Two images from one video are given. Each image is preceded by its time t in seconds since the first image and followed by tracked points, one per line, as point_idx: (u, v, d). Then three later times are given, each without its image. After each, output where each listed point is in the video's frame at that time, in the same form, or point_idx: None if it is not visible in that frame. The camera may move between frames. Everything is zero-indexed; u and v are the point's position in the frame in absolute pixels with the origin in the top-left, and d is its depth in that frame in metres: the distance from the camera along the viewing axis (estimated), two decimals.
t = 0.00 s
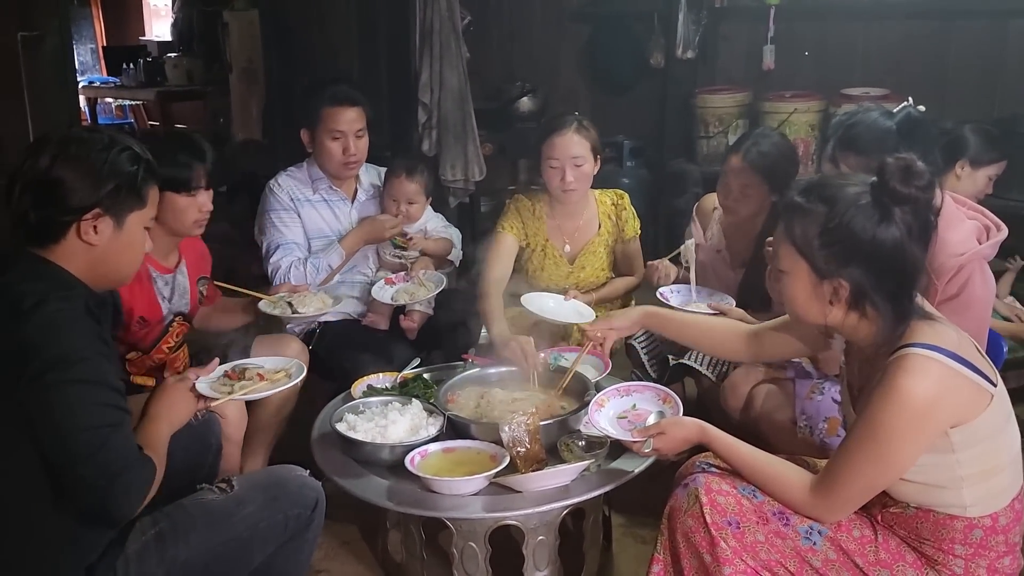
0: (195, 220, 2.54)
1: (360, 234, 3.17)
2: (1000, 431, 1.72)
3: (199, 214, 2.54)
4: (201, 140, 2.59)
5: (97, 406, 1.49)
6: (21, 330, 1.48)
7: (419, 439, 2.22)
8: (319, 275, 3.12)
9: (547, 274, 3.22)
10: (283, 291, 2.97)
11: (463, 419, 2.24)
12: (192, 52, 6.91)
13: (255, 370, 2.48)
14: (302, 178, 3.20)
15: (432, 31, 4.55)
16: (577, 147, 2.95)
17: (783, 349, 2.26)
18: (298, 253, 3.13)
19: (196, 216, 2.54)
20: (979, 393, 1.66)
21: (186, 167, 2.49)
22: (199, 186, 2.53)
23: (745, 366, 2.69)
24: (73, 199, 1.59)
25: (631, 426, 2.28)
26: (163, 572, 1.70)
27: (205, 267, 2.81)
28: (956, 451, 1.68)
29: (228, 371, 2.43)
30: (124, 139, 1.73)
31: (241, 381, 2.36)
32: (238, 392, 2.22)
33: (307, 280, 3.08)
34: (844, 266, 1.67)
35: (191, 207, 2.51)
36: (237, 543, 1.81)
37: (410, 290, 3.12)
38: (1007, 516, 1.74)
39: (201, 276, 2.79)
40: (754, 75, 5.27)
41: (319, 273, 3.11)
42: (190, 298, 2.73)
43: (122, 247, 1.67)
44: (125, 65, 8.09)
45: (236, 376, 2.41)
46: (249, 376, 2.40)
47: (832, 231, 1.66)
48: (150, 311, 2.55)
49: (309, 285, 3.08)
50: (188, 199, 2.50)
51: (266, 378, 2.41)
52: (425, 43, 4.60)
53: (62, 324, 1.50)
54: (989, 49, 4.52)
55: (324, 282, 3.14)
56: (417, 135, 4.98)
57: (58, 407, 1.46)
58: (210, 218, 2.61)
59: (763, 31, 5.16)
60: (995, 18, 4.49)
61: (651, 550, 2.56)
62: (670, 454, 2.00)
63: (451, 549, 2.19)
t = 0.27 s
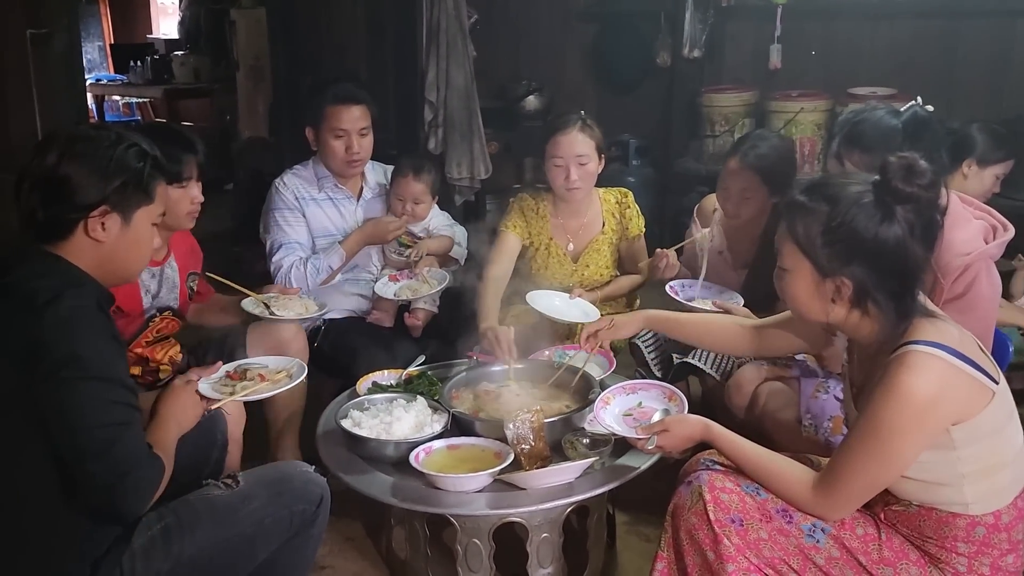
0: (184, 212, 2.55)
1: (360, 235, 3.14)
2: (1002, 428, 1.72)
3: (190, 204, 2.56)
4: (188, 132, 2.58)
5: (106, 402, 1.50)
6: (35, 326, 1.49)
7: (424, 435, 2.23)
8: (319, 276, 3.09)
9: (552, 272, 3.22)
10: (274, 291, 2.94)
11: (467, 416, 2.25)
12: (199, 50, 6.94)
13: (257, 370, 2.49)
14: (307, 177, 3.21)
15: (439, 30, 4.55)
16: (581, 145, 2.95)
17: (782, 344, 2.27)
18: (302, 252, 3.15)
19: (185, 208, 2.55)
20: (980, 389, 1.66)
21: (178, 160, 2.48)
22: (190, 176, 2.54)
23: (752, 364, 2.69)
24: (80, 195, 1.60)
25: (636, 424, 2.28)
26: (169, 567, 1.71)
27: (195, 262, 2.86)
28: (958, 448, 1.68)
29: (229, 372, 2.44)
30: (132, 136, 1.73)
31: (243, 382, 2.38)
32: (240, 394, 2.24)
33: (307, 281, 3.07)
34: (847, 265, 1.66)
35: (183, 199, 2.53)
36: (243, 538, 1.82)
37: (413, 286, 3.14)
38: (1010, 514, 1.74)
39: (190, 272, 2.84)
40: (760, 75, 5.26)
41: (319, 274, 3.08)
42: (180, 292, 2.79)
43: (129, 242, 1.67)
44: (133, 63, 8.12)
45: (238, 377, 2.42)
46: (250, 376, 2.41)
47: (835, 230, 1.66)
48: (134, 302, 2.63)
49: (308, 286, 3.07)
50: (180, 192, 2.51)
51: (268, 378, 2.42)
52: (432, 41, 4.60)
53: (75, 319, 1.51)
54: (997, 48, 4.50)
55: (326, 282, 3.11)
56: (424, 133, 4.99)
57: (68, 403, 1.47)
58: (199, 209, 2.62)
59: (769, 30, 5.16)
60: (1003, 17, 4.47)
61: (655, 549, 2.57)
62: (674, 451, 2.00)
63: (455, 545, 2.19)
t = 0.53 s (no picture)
0: (212, 216, 2.58)
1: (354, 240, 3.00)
2: (1004, 426, 1.72)
3: (218, 209, 2.58)
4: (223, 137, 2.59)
5: (111, 397, 1.52)
6: (41, 322, 1.50)
7: (428, 432, 2.24)
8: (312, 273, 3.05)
9: (556, 269, 3.23)
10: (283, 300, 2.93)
11: (471, 414, 2.26)
12: (207, 48, 6.97)
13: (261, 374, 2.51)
14: (315, 175, 3.22)
15: (445, 28, 4.56)
16: (590, 143, 2.95)
17: (784, 344, 2.25)
18: (303, 249, 3.15)
19: (214, 213, 2.58)
20: (982, 387, 1.66)
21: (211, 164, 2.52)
22: (221, 183, 2.56)
23: (756, 363, 2.69)
24: (91, 191, 1.61)
25: (639, 422, 2.28)
26: (172, 563, 1.72)
27: (216, 266, 2.84)
28: (960, 446, 1.68)
29: (233, 374, 2.46)
30: (140, 132, 1.76)
31: (246, 385, 2.40)
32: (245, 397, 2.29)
33: (301, 278, 3.05)
34: (849, 264, 1.66)
35: (211, 203, 2.55)
36: (248, 534, 1.83)
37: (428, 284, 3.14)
38: (1013, 513, 1.74)
39: (207, 275, 2.80)
40: (766, 74, 5.25)
41: (311, 272, 3.04)
42: (195, 296, 2.76)
43: (139, 238, 1.68)
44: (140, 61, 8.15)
45: (241, 379, 2.44)
46: (253, 380, 2.43)
47: (837, 229, 1.66)
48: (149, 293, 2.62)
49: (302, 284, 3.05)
50: (208, 197, 2.54)
51: (271, 382, 2.45)
52: (438, 39, 4.61)
53: (82, 314, 1.53)
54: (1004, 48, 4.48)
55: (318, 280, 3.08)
56: (429, 131, 5.00)
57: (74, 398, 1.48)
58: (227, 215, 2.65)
59: (776, 29, 5.14)
60: (1011, 17, 4.46)
61: (658, 547, 2.57)
62: (677, 449, 2.01)
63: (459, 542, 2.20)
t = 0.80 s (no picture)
0: (238, 219, 2.57)
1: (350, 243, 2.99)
2: (1013, 422, 1.71)
3: (244, 213, 2.57)
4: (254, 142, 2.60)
5: (112, 385, 1.52)
6: (43, 309, 1.51)
7: (435, 427, 2.24)
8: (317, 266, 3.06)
9: (564, 264, 3.23)
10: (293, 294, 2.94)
11: (478, 409, 2.26)
12: (216, 44, 6.98)
13: (267, 372, 2.50)
14: (329, 169, 3.23)
15: (453, 24, 4.56)
16: (603, 139, 2.95)
17: (793, 340, 2.25)
18: (312, 242, 3.16)
19: (240, 215, 2.57)
20: (991, 383, 1.66)
21: (238, 165, 2.52)
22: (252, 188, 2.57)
23: (764, 360, 2.69)
24: (105, 184, 1.62)
25: (648, 417, 2.28)
26: (176, 557, 1.72)
27: (230, 266, 2.84)
28: (968, 442, 1.68)
29: (239, 373, 2.47)
30: (156, 126, 1.77)
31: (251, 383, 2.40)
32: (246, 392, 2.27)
33: (307, 270, 3.07)
34: (855, 259, 1.66)
35: (238, 206, 2.54)
36: (253, 529, 1.83)
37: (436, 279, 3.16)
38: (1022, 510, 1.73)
39: (223, 275, 2.81)
40: (775, 71, 5.23)
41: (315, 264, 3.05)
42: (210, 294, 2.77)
43: (153, 230, 1.70)
44: (149, 57, 8.17)
45: (247, 377, 2.45)
46: (259, 377, 2.43)
47: (842, 225, 1.65)
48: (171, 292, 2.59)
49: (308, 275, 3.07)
50: (235, 199, 2.53)
51: (276, 379, 2.44)
52: (446, 35, 4.61)
53: (84, 301, 1.54)
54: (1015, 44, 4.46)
55: (320, 274, 3.09)
56: (437, 128, 5.00)
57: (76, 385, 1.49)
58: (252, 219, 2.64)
59: (785, 26, 5.12)
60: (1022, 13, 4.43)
61: (665, 543, 2.57)
62: (684, 445, 2.01)
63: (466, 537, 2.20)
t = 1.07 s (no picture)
0: (252, 224, 2.57)
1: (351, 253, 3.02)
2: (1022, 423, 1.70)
3: (259, 219, 2.58)
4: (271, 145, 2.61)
5: (116, 377, 1.51)
6: (52, 300, 1.52)
7: (441, 427, 2.24)
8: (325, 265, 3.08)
9: (570, 263, 3.22)
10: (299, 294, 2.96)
11: (484, 409, 2.26)
12: (222, 44, 7.00)
13: (274, 375, 2.53)
14: (338, 169, 3.22)
15: (459, 24, 4.56)
16: (611, 139, 2.95)
17: (803, 341, 2.25)
18: (322, 241, 3.16)
19: (254, 220, 2.57)
20: (999, 383, 1.65)
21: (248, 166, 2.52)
22: (268, 195, 2.58)
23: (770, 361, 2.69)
24: (125, 181, 1.62)
25: (654, 417, 2.27)
26: (180, 555, 1.71)
27: (238, 269, 2.82)
28: (977, 443, 1.67)
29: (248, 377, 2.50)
30: (175, 127, 1.78)
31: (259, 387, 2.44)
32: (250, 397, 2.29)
33: (315, 269, 3.08)
34: (861, 260, 1.65)
35: (253, 211, 2.55)
36: (254, 529, 1.82)
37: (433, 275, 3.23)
38: None
39: (233, 277, 2.81)
40: (781, 70, 5.21)
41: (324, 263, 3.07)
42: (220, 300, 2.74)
43: (171, 228, 1.70)
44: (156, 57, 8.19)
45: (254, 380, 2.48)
46: (266, 381, 2.46)
47: (848, 225, 1.64)
48: (186, 295, 2.60)
49: (316, 275, 3.08)
50: (252, 204, 2.54)
51: (283, 383, 2.47)
52: (452, 35, 4.60)
53: (92, 294, 1.54)
54: None
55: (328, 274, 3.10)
56: (443, 127, 5.00)
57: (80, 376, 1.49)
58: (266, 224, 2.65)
59: (792, 24, 5.10)
60: None
61: (672, 544, 2.56)
62: (691, 445, 2.00)
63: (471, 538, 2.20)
